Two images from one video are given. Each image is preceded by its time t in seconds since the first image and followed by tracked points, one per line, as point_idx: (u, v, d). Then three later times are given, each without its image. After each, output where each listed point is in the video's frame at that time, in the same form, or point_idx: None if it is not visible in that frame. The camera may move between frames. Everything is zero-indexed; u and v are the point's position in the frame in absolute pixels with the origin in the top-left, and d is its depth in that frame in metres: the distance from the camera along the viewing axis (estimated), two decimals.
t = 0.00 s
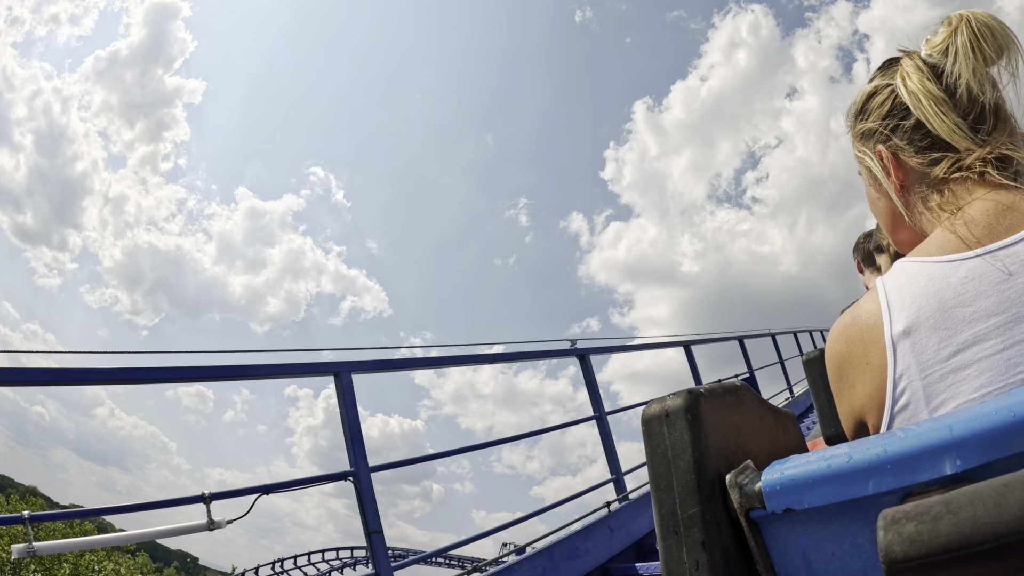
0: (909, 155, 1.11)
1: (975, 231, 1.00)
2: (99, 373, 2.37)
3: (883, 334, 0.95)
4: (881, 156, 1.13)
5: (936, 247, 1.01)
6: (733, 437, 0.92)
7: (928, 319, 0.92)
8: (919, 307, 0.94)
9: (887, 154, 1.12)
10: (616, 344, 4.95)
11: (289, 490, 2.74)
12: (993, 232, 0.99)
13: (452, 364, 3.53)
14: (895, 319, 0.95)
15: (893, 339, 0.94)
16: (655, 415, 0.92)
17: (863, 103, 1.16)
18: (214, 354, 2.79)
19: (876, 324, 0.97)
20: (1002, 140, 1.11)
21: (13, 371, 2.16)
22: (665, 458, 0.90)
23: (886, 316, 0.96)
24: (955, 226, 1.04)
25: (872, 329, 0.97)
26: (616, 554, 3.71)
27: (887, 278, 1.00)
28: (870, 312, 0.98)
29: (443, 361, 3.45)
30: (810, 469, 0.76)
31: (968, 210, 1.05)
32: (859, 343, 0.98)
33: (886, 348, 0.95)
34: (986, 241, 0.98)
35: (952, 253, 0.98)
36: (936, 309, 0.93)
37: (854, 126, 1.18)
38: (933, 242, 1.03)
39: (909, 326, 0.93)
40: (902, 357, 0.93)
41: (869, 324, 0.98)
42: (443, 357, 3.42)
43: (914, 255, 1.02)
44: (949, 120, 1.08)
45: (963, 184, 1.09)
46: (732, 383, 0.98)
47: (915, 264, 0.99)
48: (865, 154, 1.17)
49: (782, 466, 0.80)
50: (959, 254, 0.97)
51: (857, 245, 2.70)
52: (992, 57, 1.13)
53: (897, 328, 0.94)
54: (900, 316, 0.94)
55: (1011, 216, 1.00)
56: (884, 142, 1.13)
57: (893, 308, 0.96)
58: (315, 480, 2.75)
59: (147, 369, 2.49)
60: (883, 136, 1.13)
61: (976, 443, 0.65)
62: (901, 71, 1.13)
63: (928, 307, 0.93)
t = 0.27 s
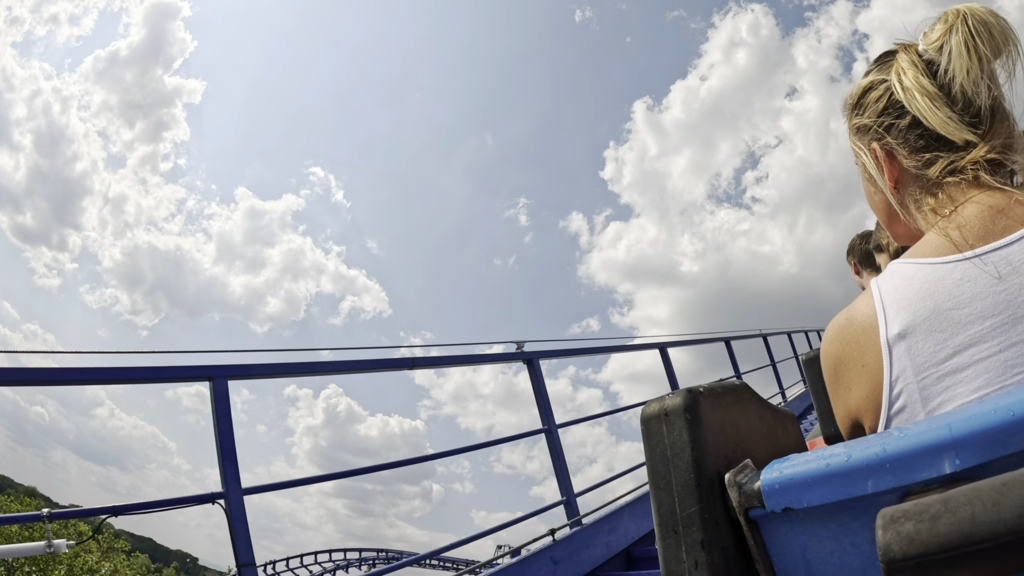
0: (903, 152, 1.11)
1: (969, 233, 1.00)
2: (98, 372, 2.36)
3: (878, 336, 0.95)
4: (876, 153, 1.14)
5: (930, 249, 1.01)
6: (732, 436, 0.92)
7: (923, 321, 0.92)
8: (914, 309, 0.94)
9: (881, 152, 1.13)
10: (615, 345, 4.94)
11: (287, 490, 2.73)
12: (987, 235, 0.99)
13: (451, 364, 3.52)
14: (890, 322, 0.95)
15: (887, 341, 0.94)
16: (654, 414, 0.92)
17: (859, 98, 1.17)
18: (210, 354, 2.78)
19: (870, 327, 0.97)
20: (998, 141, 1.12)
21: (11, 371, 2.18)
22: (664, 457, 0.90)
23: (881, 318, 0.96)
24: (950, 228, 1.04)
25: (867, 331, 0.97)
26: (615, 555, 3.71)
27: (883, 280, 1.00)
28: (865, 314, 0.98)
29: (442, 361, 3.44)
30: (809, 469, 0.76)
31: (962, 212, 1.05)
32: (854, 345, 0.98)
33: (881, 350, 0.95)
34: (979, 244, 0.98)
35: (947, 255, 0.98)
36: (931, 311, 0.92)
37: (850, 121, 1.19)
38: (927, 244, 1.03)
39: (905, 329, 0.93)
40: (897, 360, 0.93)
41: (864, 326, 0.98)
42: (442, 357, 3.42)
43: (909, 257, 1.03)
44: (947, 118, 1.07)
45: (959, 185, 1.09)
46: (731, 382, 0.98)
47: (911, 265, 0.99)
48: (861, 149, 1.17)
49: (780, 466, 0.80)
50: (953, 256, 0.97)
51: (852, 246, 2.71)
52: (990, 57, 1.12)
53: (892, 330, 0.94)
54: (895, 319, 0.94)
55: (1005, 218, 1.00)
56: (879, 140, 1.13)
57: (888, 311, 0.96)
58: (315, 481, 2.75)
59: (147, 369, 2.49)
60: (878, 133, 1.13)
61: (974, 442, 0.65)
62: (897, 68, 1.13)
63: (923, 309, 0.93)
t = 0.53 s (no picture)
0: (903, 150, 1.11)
1: (970, 231, 1.00)
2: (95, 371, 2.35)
3: (878, 334, 0.95)
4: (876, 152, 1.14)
5: (930, 247, 1.01)
6: (731, 436, 0.92)
7: (923, 319, 0.92)
8: (914, 307, 0.94)
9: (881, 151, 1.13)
10: (615, 345, 4.93)
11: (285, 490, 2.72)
12: (986, 232, 0.99)
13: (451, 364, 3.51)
14: (890, 319, 0.95)
15: (888, 339, 0.94)
16: (654, 413, 0.92)
17: (857, 98, 1.17)
18: (208, 353, 2.76)
19: (871, 324, 0.97)
20: (997, 135, 1.12)
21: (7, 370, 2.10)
22: (664, 456, 0.90)
23: (881, 315, 0.96)
24: (950, 225, 1.04)
25: (867, 329, 0.97)
26: (615, 554, 3.70)
27: (882, 278, 1.00)
28: (865, 312, 0.98)
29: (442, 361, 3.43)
30: (808, 468, 0.76)
31: (962, 210, 1.05)
32: (856, 343, 0.98)
33: (881, 348, 0.95)
34: (979, 242, 0.98)
35: (947, 252, 0.98)
36: (931, 309, 0.92)
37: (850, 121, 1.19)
38: (927, 241, 1.03)
39: (905, 326, 0.93)
40: (898, 357, 0.93)
41: (864, 324, 0.98)
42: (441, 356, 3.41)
43: (909, 255, 1.03)
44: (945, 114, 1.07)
45: (960, 183, 1.09)
46: (730, 381, 0.98)
47: (910, 264, 0.99)
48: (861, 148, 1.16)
49: (780, 464, 0.80)
50: (953, 253, 0.97)
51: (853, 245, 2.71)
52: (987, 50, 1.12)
53: (892, 327, 0.94)
54: (896, 316, 0.94)
55: (1005, 216, 1.00)
56: (877, 138, 1.14)
57: (888, 308, 0.96)
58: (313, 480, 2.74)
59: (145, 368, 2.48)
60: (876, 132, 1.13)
61: (974, 441, 0.64)
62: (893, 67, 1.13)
63: (923, 307, 0.93)
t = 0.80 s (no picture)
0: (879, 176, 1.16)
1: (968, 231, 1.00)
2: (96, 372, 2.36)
3: (877, 336, 0.96)
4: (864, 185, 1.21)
5: (930, 250, 1.01)
6: (733, 436, 0.92)
7: (921, 321, 0.92)
8: (912, 309, 0.94)
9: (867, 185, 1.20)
10: (615, 345, 4.93)
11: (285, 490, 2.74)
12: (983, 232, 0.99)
13: (451, 364, 3.51)
14: (888, 321, 0.95)
15: (886, 341, 0.94)
16: (655, 414, 0.92)
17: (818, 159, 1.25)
18: (207, 354, 2.77)
19: (870, 327, 0.97)
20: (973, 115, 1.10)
21: (13, 371, 2.14)
22: (665, 457, 0.90)
23: (880, 317, 0.96)
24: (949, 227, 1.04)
25: (866, 331, 0.97)
26: (616, 554, 3.71)
27: (881, 279, 1.00)
28: (864, 313, 0.99)
29: (442, 361, 3.43)
30: (810, 469, 0.76)
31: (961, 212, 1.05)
32: (855, 345, 0.98)
33: (880, 350, 0.95)
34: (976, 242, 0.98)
35: (946, 254, 0.98)
36: (928, 311, 0.92)
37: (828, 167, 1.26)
38: (927, 246, 1.03)
39: (903, 329, 0.93)
40: (896, 360, 0.93)
41: (864, 326, 0.98)
42: (441, 356, 3.41)
43: (907, 257, 1.03)
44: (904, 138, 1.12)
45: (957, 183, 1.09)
46: (731, 381, 0.98)
47: (909, 264, 0.99)
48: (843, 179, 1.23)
49: (781, 465, 0.80)
50: (953, 254, 0.97)
51: (852, 245, 2.71)
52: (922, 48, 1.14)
53: (890, 329, 0.94)
54: (893, 319, 0.95)
55: (1005, 214, 1.00)
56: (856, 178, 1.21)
57: (886, 310, 0.96)
58: (315, 481, 2.74)
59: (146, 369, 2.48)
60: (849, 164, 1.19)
61: (976, 441, 0.64)
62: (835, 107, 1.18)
63: (921, 309, 0.93)
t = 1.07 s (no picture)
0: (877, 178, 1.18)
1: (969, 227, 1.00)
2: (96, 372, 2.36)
3: (878, 328, 0.95)
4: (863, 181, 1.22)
5: (932, 244, 1.01)
6: (733, 435, 0.92)
7: (923, 315, 0.92)
8: (914, 303, 0.94)
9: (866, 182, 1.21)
10: (615, 345, 4.93)
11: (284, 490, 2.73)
12: (985, 228, 0.99)
13: (451, 364, 3.50)
14: (889, 315, 0.95)
15: (887, 334, 0.94)
16: (656, 413, 0.92)
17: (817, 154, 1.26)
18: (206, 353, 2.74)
19: (871, 319, 0.97)
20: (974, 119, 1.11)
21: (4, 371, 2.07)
22: (666, 456, 0.90)
23: (881, 310, 0.96)
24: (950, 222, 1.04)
25: (867, 322, 0.97)
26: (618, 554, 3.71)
27: (882, 274, 1.00)
28: (865, 306, 0.99)
29: (442, 360, 3.42)
30: (811, 467, 0.76)
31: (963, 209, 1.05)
32: (856, 336, 0.98)
33: (881, 343, 0.95)
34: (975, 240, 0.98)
35: (947, 249, 0.98)
36: (930, 306, 0.92)
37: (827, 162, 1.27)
38: (930, 240, 1.03)
39: (903, 323, 0.93)
40: (897, 354, 0.93)
41: (865, 318, 0.98)
42: (441, 357, 3.40)
43: (909, 252, 1.03)
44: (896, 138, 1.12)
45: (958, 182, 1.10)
46: (731, 380, 0.98)
47: (910, 260, 0.99)
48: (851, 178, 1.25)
49: (782, 463, 0.80)
50: (954, 250, 0.97)
51: (852, 245, 2.71)
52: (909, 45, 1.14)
53: (892, 323, 0.94)
54: (895, 313, 0.95)
55: (1008, 212, 1.00)
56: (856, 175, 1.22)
57: (887, 304, 0.96)
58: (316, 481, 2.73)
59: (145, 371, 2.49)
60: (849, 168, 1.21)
61: (977, 440, 0.64)
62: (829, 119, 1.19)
63: (922, 304, 0.93)
